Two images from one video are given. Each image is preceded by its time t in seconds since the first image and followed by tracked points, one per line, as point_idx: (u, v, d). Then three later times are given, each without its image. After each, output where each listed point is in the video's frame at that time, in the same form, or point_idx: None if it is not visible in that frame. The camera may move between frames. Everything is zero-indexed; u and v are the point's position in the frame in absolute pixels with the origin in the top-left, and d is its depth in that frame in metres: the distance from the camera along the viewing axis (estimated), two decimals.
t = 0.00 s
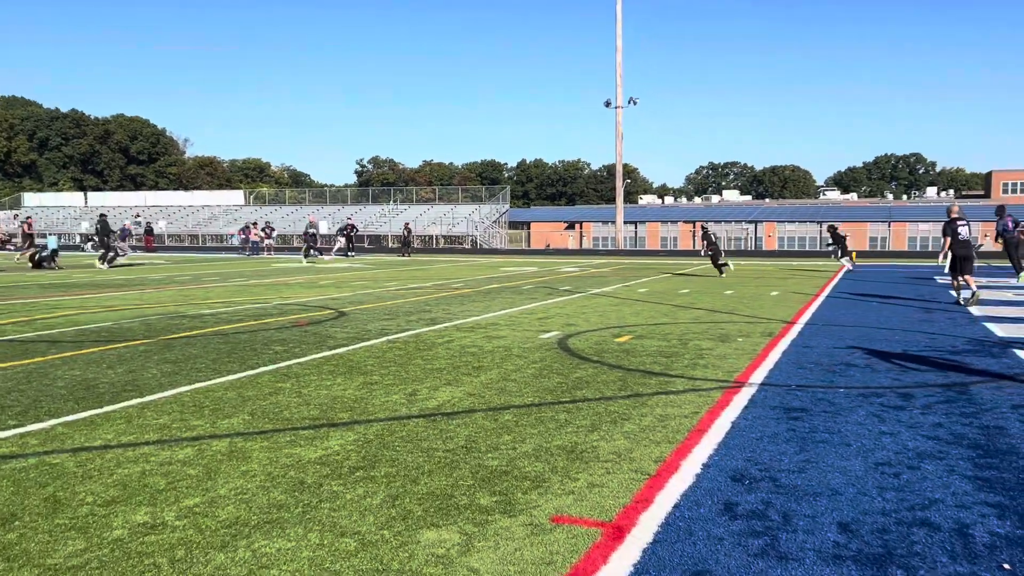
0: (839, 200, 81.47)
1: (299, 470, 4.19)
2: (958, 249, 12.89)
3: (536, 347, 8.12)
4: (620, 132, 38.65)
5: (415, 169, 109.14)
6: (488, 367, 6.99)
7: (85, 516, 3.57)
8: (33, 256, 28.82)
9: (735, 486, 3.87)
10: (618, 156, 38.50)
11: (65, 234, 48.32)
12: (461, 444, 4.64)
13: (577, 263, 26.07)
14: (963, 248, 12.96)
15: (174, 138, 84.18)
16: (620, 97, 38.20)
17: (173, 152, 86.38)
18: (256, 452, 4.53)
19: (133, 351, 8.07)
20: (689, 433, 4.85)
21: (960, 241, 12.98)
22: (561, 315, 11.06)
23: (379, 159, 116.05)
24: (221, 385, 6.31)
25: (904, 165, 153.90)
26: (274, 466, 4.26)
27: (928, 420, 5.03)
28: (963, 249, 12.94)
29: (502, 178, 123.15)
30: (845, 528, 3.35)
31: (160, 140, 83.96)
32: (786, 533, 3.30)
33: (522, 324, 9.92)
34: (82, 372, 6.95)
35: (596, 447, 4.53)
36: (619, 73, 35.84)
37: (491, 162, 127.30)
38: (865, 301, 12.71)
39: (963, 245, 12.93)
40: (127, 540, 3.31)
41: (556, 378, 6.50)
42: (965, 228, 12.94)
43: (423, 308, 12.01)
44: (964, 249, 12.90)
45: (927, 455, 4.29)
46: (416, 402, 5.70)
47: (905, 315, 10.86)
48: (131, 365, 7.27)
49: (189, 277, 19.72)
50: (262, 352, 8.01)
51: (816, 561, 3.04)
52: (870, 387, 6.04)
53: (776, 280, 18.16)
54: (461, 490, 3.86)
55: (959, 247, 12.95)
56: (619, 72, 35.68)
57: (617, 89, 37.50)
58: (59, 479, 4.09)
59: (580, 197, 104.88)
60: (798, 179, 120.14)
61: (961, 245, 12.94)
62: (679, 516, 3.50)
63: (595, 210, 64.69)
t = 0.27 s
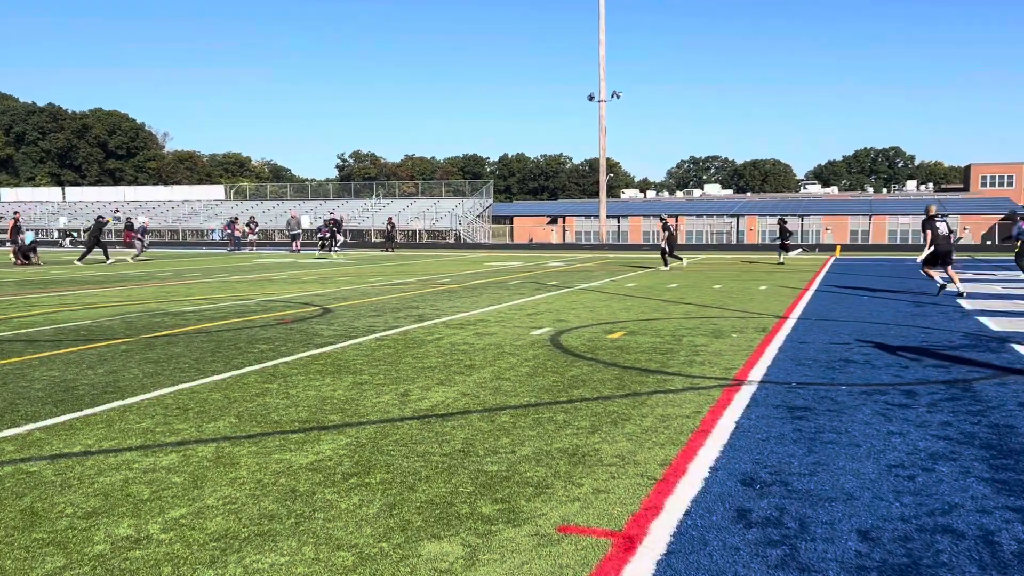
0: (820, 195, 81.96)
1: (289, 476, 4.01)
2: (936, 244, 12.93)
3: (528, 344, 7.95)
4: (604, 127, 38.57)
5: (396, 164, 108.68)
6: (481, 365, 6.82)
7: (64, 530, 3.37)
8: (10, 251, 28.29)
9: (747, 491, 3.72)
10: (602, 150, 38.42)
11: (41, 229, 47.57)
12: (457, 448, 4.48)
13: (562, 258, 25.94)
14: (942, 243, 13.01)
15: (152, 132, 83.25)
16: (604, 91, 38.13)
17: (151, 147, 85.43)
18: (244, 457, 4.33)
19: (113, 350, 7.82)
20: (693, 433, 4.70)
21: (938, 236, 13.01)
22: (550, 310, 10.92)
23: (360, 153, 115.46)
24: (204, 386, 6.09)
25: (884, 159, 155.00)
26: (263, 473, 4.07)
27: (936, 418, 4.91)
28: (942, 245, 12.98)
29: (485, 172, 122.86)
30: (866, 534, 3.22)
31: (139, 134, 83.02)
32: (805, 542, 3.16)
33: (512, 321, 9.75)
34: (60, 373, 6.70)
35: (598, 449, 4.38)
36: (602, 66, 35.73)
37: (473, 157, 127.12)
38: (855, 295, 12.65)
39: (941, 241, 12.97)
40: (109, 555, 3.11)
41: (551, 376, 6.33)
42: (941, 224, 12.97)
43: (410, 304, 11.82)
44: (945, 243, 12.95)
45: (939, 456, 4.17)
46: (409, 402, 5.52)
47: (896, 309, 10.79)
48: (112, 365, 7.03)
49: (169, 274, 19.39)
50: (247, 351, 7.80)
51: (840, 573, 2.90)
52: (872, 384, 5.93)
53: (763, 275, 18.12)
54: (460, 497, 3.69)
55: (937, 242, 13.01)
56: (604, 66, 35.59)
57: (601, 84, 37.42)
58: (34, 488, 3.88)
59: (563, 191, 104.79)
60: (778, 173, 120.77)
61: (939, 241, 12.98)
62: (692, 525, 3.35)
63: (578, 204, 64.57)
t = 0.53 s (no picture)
0: (806, 188, 82.21)
1: (291, 484, 3.79)
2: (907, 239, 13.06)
3: (529, 341, 7.75)
4: (593, 120, 38.38)
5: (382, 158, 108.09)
6: (483, 364, 6.62)
7: (52, 546, 3.14)
8: None
9: (775, 496, 3.54)
10: (591, 143, 38.24)
11: (23, 226, 46.93)
12: (466, 451, 4.27)
13: (553, 252, 25.76)
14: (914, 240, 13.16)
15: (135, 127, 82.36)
16: (593, 85, 37.94)
17: (134, 142, 84.56)
18: (241, 464, 4.11)
19: (100, 349, 7.57)
20: (710, 434, 4.52)
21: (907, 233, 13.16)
22: (548, 305, 10.73)
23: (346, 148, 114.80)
24: (195, 387, 5.86)
25: (869, 152, 155.65)
26: (262, 481, 3.85)
27: (959, 416, 4.75)
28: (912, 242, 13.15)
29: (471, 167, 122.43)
30: (908, 543, 3.04)
31: (122, 129, 82.14)
32: (845, 552, 2.97)
33: (510, 317, 9.55)
34: (44, 374, 6.44)
35: (613, 452, 4.19)
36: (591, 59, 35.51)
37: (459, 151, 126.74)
38: (853, 289, 12.53)
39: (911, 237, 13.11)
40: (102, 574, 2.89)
41: (556, 375, 6.13)
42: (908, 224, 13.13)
43: (404, 300, 11.60)
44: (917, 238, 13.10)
45: (970, 457, 4.00)
46: (411, 403, 5.31)
47: (897, 302, 10.66)
48: (99, 365, 6.78)
49: (155, 271, 19.05)
50: (239, 350, 7.56)
51: None
52: (887, 381, 5.76)
53: (757, 268, 18.00)
54: (474, 505, 3.49)
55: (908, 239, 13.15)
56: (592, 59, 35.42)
57: (590, 77, 37.23)
58: (19, 500, 3.65)
59: (549, 185, 104.53)
60: (764, 167, 120.98)
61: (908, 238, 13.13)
62: (722, 534, 3.16)
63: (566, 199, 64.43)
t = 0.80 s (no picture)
0: (794, 183, 82.35)
1: (294, 501, 3.60)
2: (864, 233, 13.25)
3: (532, 343, 7.57)
4: (584, 117, 38.19)
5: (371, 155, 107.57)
6: (486, 368, 6.43)
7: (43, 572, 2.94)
8: None
9: (806, 510, 3.37)
10: (582, 140, 38.10)
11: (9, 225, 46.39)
12: (476, 463, 4.09)
13: (546, 249, 25.57)
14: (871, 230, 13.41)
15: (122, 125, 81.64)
16: (584, 81, 37.76)
17: (120, 140, 83.99)
18: (241, 479, 3.92)
19: (88, 354, 7.33)
20: (730, 442, 4.35)
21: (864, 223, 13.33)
22: (547, 305, 10.55)
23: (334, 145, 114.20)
24: (190, 395, 5.66)
25: (857, 148, 156.01)
26: (264, 497, 3.66)
27: (984, 422, 4.59)
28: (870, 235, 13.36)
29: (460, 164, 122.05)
30: (954, 562, 2.88)
31: (108, 127, 81.42)
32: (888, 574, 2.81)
33: (509, 317, 9.37)
34: (32, 381, 6.21)
35: (631, 463, 4.02)
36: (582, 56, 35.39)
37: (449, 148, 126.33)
38: (854, 286, 12.40)
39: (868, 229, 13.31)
40: None
41: (563, 379, 5.96)
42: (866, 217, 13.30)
43: (399, 301, 11.39)
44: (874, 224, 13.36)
45: (1003, 466, 3.84)
46: (415, 411, 5.12)
47: (900, 300, 10.55)
48: (88, 372, 6.55)
49: (144, 270, 18.79)
50: (233, 354, 7.35)
51: None
52: (905, 383, 5.62)
53: (754, 265, 17.86)
54: (491, 524, 3.30)
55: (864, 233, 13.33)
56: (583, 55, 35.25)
57: (581, 73, 37.05)
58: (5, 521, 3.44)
59: (539, 181, 104.26)
60: (753, 163, 121.04)
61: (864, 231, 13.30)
62: (756, 553, 2.99)
63: (556, 195, 64.28)
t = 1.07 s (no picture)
0: (787, 180, 82.43)
1: (297, 516, 3.39)
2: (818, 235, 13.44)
3: (535, 343, 7.36)
4: (577, 114, 37.98)
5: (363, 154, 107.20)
6: (491, 370, 6.23)
7: None
8: None
9: (841, 523, 3.19)
10: (575, 138, 37.91)
11: None
12: (488, 472, 3.89)
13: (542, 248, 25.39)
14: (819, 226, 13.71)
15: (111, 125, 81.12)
16: (577, 78, 37.58)
17: (109, 140, 83.35)
18: (240, 491, 3.71)
19: (77, 359, 7.09)
20: (750, 448, 4.17)
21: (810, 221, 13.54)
22: (547, 304, 10.36)
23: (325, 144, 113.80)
24: (184, 401, 5.44)
25: (848, 145, 156.35)
26: (264, 512, 3.45)
27: (1012, 424, 4.42)
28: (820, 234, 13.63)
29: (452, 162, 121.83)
30: None
31: (98, 127, 80.90)
32: None
33: (509, 317, 9.16)
34: (19, 387, 5.98)
35: (650, 471, 3.82)
36: (574, 53, 35.23)
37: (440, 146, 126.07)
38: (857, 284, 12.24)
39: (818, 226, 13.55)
40: None
41: (570, 381, 5.77)
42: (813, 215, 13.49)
43: (396, 301, 11.17)
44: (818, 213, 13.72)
45: None
46: (420, 417, 4.91)
47: (905, 297, 10.40)
48: (77, 377, 6.32)
49: (135, 271, 18.47)
50: (228, 357, 7.12)
51: None
52: (923, 382, 5.46)
53: (752, 262, 17.71)
54: (508, 540, 3.10)
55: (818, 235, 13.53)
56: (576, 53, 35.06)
57: (574, 70, 36.87)
58: None
59: (531, 180, 104.09)
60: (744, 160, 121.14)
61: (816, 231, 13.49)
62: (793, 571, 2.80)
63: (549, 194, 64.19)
